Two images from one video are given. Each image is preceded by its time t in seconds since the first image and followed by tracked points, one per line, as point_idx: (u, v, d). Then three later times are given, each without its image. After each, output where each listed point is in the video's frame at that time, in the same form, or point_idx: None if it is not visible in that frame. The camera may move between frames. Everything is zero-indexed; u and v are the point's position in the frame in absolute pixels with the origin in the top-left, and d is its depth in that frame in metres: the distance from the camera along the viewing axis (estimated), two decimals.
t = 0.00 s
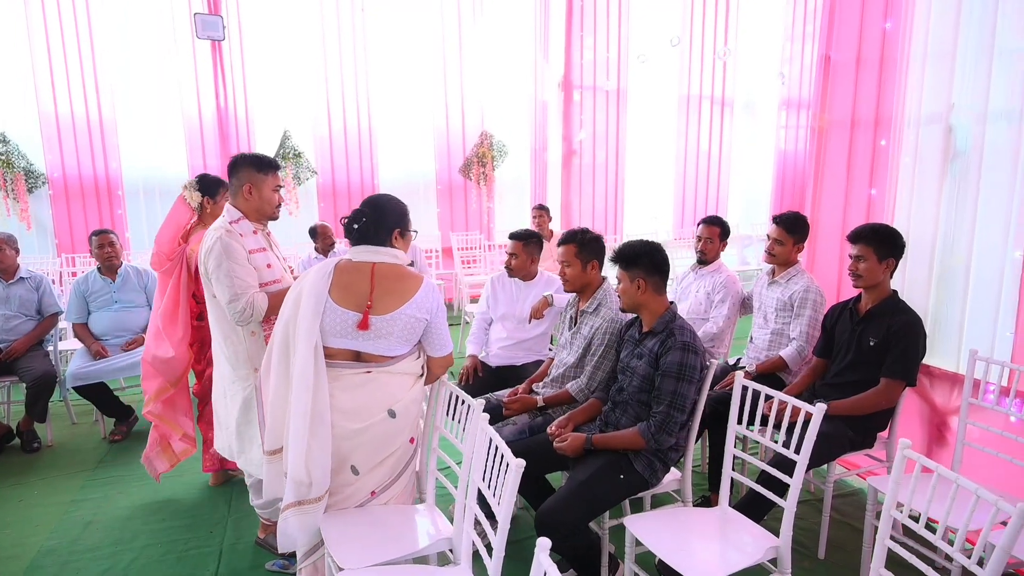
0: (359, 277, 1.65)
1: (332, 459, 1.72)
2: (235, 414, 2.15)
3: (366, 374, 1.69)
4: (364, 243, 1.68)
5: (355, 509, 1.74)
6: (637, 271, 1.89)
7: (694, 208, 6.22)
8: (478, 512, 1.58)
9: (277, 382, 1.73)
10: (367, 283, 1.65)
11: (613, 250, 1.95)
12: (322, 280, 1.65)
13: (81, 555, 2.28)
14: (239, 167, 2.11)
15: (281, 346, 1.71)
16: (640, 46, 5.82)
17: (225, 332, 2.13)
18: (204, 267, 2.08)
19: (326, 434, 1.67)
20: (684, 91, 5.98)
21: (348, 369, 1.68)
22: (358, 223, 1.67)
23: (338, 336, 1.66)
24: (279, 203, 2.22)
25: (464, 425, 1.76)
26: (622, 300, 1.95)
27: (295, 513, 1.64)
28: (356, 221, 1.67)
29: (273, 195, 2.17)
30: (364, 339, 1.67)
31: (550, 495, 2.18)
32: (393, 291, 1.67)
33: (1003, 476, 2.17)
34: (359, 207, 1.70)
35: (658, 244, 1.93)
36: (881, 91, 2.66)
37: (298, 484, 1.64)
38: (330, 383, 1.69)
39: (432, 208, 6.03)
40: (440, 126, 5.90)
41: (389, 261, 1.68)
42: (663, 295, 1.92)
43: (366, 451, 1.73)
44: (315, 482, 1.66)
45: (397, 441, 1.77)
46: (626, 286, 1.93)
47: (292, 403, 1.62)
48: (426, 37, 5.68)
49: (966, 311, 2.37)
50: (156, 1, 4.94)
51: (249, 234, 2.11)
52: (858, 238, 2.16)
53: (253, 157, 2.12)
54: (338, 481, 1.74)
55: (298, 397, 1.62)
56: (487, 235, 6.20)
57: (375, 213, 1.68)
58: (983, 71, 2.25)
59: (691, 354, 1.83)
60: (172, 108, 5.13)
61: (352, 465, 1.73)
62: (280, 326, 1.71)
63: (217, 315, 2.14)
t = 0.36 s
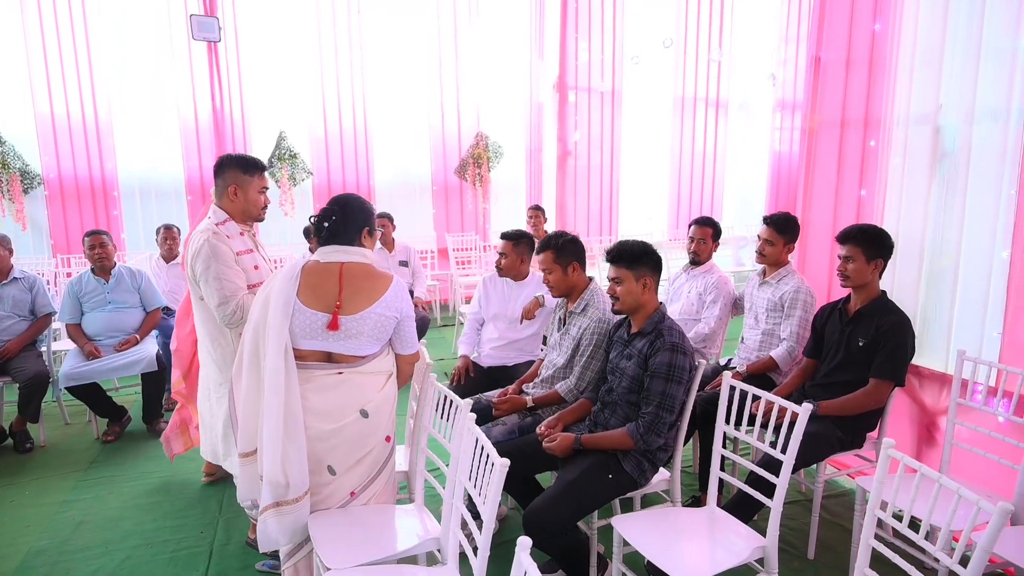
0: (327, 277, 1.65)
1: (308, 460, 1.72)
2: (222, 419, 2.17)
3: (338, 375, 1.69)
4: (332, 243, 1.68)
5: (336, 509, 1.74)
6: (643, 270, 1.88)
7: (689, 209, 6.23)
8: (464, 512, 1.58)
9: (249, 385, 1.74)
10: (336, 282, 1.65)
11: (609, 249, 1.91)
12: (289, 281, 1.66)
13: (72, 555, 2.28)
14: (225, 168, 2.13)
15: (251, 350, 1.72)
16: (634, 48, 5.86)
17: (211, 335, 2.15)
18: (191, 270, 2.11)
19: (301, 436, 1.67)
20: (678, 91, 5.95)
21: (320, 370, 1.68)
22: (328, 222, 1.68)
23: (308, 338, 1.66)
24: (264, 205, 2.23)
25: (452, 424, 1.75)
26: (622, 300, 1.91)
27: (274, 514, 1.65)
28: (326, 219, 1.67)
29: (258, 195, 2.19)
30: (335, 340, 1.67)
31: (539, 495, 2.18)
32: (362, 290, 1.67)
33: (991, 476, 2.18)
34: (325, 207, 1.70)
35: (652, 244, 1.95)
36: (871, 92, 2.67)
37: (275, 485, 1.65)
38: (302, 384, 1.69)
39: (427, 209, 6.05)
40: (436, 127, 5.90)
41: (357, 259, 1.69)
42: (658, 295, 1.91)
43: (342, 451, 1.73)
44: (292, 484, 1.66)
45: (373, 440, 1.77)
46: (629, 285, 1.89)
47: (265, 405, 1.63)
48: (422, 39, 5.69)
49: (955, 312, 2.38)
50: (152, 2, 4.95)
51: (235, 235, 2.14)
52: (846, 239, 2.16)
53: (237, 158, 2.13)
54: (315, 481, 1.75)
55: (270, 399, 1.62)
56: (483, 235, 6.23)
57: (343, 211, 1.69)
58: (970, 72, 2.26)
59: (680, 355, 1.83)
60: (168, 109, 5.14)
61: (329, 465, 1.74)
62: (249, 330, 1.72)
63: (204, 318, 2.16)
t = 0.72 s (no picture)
0: (298, 276, 1.66)
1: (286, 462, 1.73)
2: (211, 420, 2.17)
3: (312, 376, 1.70)
4: (303, 243, 1.69)
5: (320, 509, 1.75)
6: (637, 271, 1.88)
7: (687, 209, 6.22)
8: (454, 512, 1.58)
9: (223, 390, 1.75)
10: (307, 281, 1.66)
11: (605, 249, 1.90)
12: (258, 284, 1.64)
13: (66, 554, 2.29)
14: (218, 168, 2.12)
15: (224, 355, 1.72)
16: (631, 48, 5.84)
17: (203, 336, 2.20)
18: (183, 270, 2.13)
19: (277, 438, 1.67)
20: (676, 92, 5.94)
21: (294, 371, 1.69)
22: (302, 223, 1.67)
23: (279, 338, 1.66)
24: (257, 205, 2.24)
25: (444, 424, 1.75)
26: (615, 301, 1.90)
27: (252, 519, 1.65)
28: (301, 221, 1.67)
29: (252, 196, 2.20)
30: (308, 339, 1.68)
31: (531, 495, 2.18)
32: (332, 287, 1.68)
33: (983, 477, 2.19)
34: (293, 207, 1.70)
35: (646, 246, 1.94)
36: (865, 93, 2.68)
37: (252, 490, 1.65)
38: (276, 385, 1.70)
39: (425, 209, 6.06)
40: (434, 127, 5.91)
41: (329, 259, 1.70)
42: (651, 296, 1.91)
43: (320, 452, 1.74)
44: (269, 488, 1.67)
45: (352, 439, 1.77)
46: (622, 285, 1.89)
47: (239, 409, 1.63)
48: (420, 39, 5.69)
49: (948, 313, 2.38)
50: (151, 3, 4.96)
51: (228, 237, 2.16)
52: (839, 240, 2.16)
53: (232, 159, 2.12)
54: (295, 483, 1.76)
55: (244, 402, 1.62)
56: (481, 236, 6.24)
57: (316, 211, 1.69)
58: (963, 73, 2.27)
59: (672, 356, 1.82)
60: (167, 110, 5.15)
61: (308, 466, 1.74)
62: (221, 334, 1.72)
63: (198, 318, 2.19)
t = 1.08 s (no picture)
0: (274, 275, 1.65)
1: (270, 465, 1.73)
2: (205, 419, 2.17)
3: (293, 376, 1.70)
4: (279, 243, 1.68)
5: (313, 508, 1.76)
6: (630, 271, 1.88)
7: (685, 210, 6.23)
8: (446, 512, 1.58)
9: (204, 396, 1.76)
10: (282, 281, 1.65)
11: (598, 249, 1.90)
12: (234, 287, 1.64)
13: (60, 554, 2.29)
14: (217, 168, 2.12)
15: (203, 361, 1.73)
16: (628, 51, 5.82)
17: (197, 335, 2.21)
18: (177, 270, 2.14)
19: (260, 441, 1.68)
20: (674, 94, 5.95)
21: (275, 371, 1.69)
22: (278, 224, 1.67)
23: (258, 339, 1.66)
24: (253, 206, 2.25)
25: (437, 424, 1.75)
26: (609, 301, 1.90)
27: (236, 525, 1.65)
28: (277, 221, 1.67)
29: (248, 197, 2.20)
30: (287, 337, 1.67)
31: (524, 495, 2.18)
32: (309, 285, 1.67)
33: (976, 478, 2.19)
34: (265, 209, 1.69)
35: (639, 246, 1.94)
36: (860, 95, 2.69)
37: (236, 495, 1.65)
38: (257, 388, 1.70)
39: (424, 210, 6.07)
40: (433, 128, 5.92)
41: (305, 258, 1.70)
42: (644, 297, 1.91)
43: (307, 451, 1.73)
44: (253, 492, 1.67)
45: (339, 437, 1.77)
46: (615, 286, 1.89)
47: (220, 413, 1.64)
48: (418, 40, 5.70)
49: (942, 315, 2.39)
50: (150, 3, 4.97)
51: (223, 237, 2.16)
52: (833, 241, 2.17)
53: (230, 161, 2.13)
54: (283, 484, 1.76)
55: (225, 407, 1.63)
56: (480, 237, 6.24)
57: (290, 211, 1.69)
58: (957, 76, 2.27)
59: (663, 357, 1.82)
60: (166, 110, 5.15)
61: (295, 466, 1.74)
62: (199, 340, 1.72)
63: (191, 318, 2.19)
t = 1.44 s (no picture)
0: (286, 275, 1.65)
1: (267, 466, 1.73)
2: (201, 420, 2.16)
3: (303, 374, 1.70)
4: (288, 244, 1.68)
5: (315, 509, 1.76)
6: (624, 271, 1.88)
7: (683, 211, 6.21)
8: (439, 513, 1.58)
9: (205, 396, 1.74)
10: (295, 280, 1.65)
11: (591, 250, 1.92)
12: (244, 287, 1.63)
13: (54, 555, 2.28)
14: (212, 169, 2.12)
15: (207, 361, 1.71)
16: (627, 51, 5.80)
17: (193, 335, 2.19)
18: (172, 270, 2.13)
19: (259, 441, 1.68)
20: (672, 95, 5.94)
21: (282, 370, 1.68)
22: (285, 225, 1.66)
23: (268, 338, 1.66)
24: (247, 205, 2.27)
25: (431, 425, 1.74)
26: (603, 300, 1.91)
27: (227, 524, 1.66)
28: (284, 222, 1.66)
29: (244, 197, 2.22)
30: (300, 336, 1.67)
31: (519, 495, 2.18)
32: (320, 284, 1.68)
33: (969, 478, 2.20)
34: (270, 212, 1.69)
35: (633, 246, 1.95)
36: (854, 96, 2.69)
37: (229, 495, 1.65)
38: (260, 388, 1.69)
39: (422, 211, 6.07)
40: (431, 128, 5.93)
41: (315, 258, 1.70)
42: (638, 296, 1.91)
43: (312, 451, 1.74)
44: (247, 492, 1.67)
45: (345, 436, 1.79)
46: (609, 285, 1.89)
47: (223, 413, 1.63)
48: (417, 40, 5.70)
49: (935, 316, 2.40)
50: (147, 3, 4.96)
51: (218, 236, 2.16)
52: (825, 242, 2.18)
53: (226, 161, 2.14)
54: (281, 485, 1.76)
55: (228, 407, 1.63)
56: (478, 237, 6.24)
57: (297, 212, 1.68)
58: (950, 77, 2.29)
59: (658, 356, 1.82)
60: (163, 110, 5.15)
61: (301, 465, 1.75)
62: (204, 339, 1.71)
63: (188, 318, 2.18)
